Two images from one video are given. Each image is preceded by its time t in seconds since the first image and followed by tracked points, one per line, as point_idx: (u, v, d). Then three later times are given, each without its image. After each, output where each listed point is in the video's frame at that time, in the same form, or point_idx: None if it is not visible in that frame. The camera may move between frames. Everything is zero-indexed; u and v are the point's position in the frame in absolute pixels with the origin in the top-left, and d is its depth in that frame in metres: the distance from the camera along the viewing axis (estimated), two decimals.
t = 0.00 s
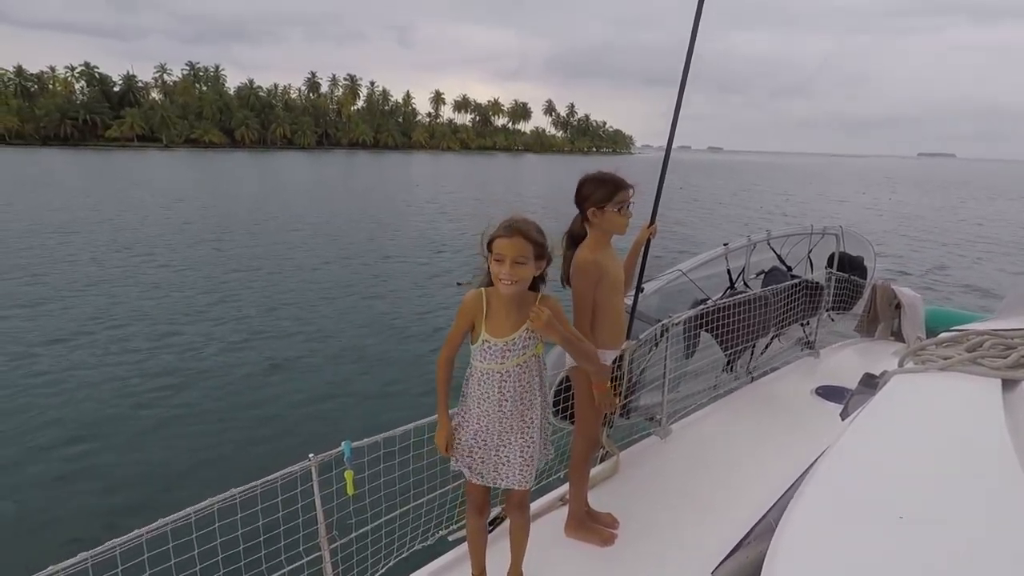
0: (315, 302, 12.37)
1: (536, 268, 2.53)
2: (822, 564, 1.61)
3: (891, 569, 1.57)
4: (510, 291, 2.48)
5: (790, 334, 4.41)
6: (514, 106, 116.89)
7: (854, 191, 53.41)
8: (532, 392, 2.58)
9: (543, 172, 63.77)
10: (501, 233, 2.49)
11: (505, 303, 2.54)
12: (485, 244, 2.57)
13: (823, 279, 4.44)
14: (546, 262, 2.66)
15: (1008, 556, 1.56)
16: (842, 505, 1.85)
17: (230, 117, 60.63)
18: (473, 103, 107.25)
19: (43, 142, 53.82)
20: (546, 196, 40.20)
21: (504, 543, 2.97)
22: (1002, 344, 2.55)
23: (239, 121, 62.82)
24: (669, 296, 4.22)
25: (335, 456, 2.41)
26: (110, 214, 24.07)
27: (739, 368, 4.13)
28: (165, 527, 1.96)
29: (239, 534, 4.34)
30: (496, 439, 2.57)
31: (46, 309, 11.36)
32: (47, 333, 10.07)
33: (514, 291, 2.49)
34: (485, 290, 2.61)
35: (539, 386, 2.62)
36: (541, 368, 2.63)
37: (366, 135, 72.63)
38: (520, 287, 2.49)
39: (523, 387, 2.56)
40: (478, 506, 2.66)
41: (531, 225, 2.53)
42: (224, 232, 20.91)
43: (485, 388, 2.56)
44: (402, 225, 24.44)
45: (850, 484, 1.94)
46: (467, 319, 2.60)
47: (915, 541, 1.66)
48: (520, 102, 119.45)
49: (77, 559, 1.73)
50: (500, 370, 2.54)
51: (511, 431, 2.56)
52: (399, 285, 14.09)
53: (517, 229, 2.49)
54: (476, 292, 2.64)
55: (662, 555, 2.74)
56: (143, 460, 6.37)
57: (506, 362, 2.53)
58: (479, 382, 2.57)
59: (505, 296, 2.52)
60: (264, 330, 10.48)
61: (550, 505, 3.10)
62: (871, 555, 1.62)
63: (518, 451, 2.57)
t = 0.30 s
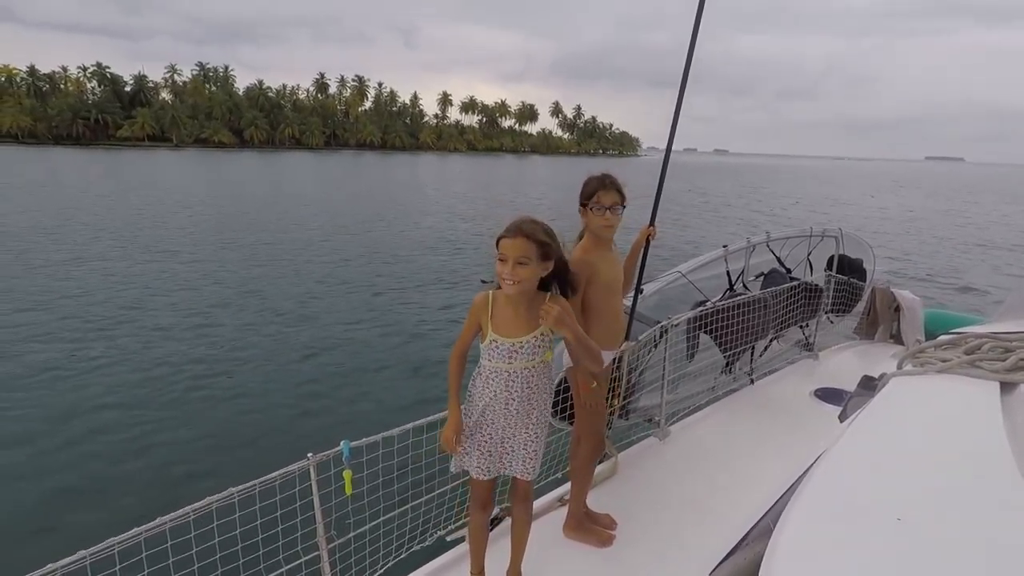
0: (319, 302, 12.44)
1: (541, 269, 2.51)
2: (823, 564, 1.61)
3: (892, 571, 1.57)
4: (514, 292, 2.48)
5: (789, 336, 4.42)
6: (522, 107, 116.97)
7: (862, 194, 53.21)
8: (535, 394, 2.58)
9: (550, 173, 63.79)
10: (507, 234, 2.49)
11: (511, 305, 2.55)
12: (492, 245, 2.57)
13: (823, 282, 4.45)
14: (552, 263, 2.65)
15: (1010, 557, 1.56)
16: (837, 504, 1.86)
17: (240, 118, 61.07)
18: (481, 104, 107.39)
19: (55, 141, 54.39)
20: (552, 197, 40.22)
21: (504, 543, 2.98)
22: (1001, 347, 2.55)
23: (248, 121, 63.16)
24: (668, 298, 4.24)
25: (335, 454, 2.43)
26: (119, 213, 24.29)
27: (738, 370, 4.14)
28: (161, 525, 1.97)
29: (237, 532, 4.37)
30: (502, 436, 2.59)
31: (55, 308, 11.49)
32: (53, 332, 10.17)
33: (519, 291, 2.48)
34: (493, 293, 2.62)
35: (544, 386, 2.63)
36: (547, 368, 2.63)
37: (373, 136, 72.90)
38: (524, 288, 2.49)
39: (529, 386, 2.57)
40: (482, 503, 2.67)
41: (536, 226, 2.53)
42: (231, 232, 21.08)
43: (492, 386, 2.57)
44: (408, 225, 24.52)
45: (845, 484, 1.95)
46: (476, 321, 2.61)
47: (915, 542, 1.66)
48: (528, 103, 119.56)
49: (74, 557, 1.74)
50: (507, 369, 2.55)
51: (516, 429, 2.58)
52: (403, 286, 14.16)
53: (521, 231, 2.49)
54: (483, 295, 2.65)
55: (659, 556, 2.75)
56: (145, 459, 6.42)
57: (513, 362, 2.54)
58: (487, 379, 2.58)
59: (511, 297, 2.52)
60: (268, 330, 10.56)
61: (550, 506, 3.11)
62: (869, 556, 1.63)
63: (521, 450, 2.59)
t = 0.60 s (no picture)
0: (323, 303, 12.51)
1: (540, 267, 2.53)
2: (817, 563, 1.63)
3: (889, 570, 1.58)
4: (514, 291, 2.50)
5: (786, 336, 4.44)
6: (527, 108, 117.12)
7: (867, 196, 53.10)
8: (534, 396, 2.60)
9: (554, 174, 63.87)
10: (506, 233, 2.50)
11: (512, 303, 2.57)
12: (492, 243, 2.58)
13: (820, 282, 4.47)
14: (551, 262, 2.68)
15: (1007, 556, 1.57)
16: (833, 503, 1.87)
17: (246, 119, 61.41)
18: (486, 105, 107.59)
19: (63, 142, 54.83)
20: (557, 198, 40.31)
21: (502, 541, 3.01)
22: (997, 348, 2.57)
23: (254, 122, 63.46)
24: (666, 298, 4.26)
25: (333, 453, 2.45)
26: (125, 215, 24.47)
27: (735, 369, 4.16)
28: (159, 523, 1.99)
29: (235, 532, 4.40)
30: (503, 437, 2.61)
31: (61, 308, 11.59)
32: (57, 332, 10.24)
33: (519, 290, 2.50)
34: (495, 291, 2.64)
35: (544, 387, 2.64)
36: (547, 369, 2.64)
37: (378, 137, 73.16)
38: (524, 287, 2.51)
39: (529, 388, 2.58)
40: (485, 504, 2.69)
41: (536, 223, 2.54)
42: (236, 233, 21.21)
43: (493, 386, 2.59)
44: (412, 226, 24.63)
45: (842, 485, 1.95)
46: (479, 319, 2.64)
47: (913, 541, 1.66)
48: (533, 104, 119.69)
49: (72, 554, 1.77)
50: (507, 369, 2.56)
51: (517, 430, 2.60)
52: (406, 286, 14.23)
53: (520, 229, 2.49)
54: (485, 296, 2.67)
55: (655, 556, 2.75)
56: (146, 458, 6.46)
57: (514, 362, 2.56)
58: (487, 380, 2.60)
59: (512, 297, 2.55)
60: (272, 330, 10.63)
61: (547, 505, 3.14)
62: (863, 555, 1.64)
63: (521, 451, 2.61)
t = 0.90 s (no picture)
0: (325, 300, 12.55)
1: (536, 266, 2.55)
2: (813, 561, 1.63)
3: (890, 570, 1.57)
4: (509, 289, 2.51)
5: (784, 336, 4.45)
6: (531, 109, 117.40)
7: (872, 198, 52.96)
8: (531, 396, 2.61)
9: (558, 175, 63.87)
10: (502, 232, 2.52)
11: (509, 302, 2.58)
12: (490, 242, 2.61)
13: (818, 283, 4.48)
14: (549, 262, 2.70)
15: (1006, 556, 1.57)
16: (829, 504, 1.87)
17: (252, 118, 61.54)
18: (491, 105, 107.63)
19: (71, 140, 55.14)
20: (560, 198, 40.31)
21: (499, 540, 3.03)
22: (992, 348, 2.58)
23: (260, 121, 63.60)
24: (664, 298, 4.27)
25: (331, 450, 2.46)
26: (130, 212, 24.56)
27: (733, 369, 4.17)
28: (157, 519, 2.00)
29: (233, 528, 4.41)
30: (500, 435, 2.64)
31: (65, 303, 11.65)
32: (57, 328, 10.26)
33: (515, 287, 2.52)
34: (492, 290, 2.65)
35: (543, 386, 2.65)
36: (545, 369, 2.66)
37: (383, 137, 73.32)
38: (520, 284, 2.52)
39: (528, 387, 2.59)
40: (483, 503, 2.72)
41: (534, 222, 2.56)
42: (240, 230, 21.29)
43: (489, 385, 2.61)
44: (416, 225, 24.69)
45: (839, 483, 1.96)
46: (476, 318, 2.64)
47: (912, 541, 1.66)
48: (538, 105, 119.81)
49: (68, 552, 1.75)
50: (504, 367, 2.58)
51: (514, 429, 2.62)
52: (409, 284, 14.26)
53: (517, 227, 2.51)
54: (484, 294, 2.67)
55: (651, 556, 2.77)
56: (144, 453, 6.46)
57: (512, 361, 2.57)
58: (484, 378, 2.62)
59: (509, 295, 2.56)
60: (273, 326, 10.66)
61: (544, 504, 3.15)
62: (857, 554, 1.64)
63: (519, 449, 2.64)
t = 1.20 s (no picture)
0: (330, 298, 12.63)
1: (536, 267, 2.57)
2: (811, 560, 1.65)
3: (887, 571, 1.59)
4: (507, 290, 2.54)
5: (782, 337, 4.47)
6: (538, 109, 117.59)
7: (879, 201, 52.71)
8: (531, 393, 2.63)
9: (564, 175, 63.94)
10: (503, 234, 2.55)
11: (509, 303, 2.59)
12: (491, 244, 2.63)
13: (816, 285, 4.50)
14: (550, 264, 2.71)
15: (1001, 556, 1.58)
16: (826, 503, 1.88)
17: (260, 116, 61.86)
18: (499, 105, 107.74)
19: (82, 137, 55.63)
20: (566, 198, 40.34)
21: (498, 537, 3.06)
22: (988, 350, 2.60)
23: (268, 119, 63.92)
24: (663, 299, 4.30)
25: (330, 448, 2.50)
26: (139, 208, 24.75)
27: (731, 370, 4.19)
28: (157, 516, 2.04)
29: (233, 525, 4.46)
30: (499, 432, 2.67)
31: (73, 298, 11.76)
32: (62, 324, 10.33)
33: (513, 288, 2.54)
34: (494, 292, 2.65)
35: (543, 385, 2.68)
36: (546, 367, 2.68)
37: (391, 136, 73.59)
38: (518, 285, 2.54)
39: (529, 385, 2.62)
40: (481, 498, 2.75)
41: (533, 225, 2.57)
42: (247, 227, 21.45)
43: (490, 381, 2.63)
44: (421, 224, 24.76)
45: (836, 483, 1.98)
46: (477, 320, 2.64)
47: (909, 541, 1.68)
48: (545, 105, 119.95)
49: (68, 547, 1.79)
50: (505, 364, 2.61)
51: (514, 426, 2.65)
52: (413, 283, 14.33)
53: (517, 230, 2.54)
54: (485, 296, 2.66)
55: (650, 555, 2.79)
56: (146, 449, 6.53)
57: (512, 360, 2.60)
58: (485, 374, 2.65)
59: (508, 296, 2.58)
60: (278, 324, 10.73)
61: (544, 503, 3.18)
62: (855, 554, 1.65)
63: (518, 446, 2.66)
